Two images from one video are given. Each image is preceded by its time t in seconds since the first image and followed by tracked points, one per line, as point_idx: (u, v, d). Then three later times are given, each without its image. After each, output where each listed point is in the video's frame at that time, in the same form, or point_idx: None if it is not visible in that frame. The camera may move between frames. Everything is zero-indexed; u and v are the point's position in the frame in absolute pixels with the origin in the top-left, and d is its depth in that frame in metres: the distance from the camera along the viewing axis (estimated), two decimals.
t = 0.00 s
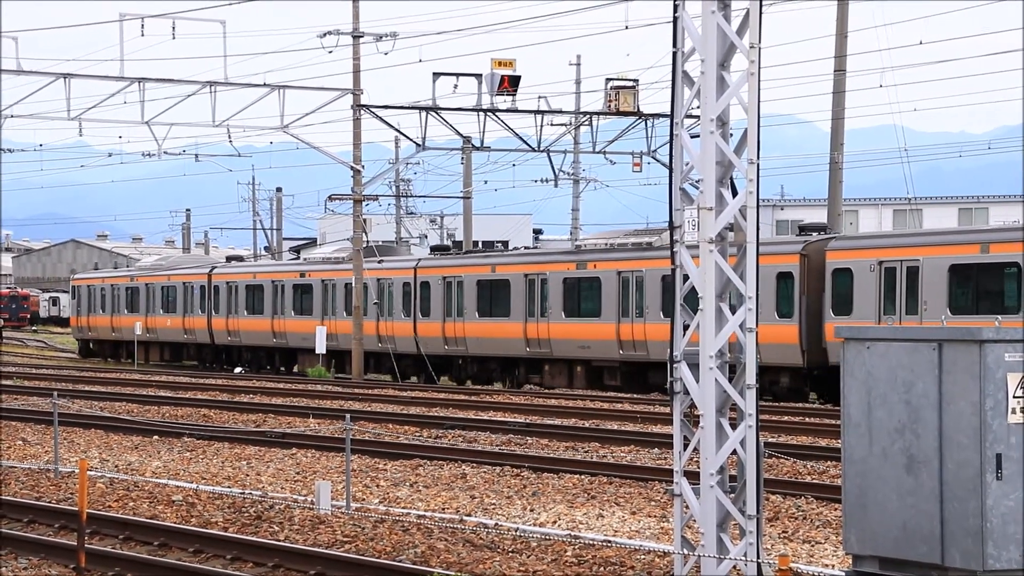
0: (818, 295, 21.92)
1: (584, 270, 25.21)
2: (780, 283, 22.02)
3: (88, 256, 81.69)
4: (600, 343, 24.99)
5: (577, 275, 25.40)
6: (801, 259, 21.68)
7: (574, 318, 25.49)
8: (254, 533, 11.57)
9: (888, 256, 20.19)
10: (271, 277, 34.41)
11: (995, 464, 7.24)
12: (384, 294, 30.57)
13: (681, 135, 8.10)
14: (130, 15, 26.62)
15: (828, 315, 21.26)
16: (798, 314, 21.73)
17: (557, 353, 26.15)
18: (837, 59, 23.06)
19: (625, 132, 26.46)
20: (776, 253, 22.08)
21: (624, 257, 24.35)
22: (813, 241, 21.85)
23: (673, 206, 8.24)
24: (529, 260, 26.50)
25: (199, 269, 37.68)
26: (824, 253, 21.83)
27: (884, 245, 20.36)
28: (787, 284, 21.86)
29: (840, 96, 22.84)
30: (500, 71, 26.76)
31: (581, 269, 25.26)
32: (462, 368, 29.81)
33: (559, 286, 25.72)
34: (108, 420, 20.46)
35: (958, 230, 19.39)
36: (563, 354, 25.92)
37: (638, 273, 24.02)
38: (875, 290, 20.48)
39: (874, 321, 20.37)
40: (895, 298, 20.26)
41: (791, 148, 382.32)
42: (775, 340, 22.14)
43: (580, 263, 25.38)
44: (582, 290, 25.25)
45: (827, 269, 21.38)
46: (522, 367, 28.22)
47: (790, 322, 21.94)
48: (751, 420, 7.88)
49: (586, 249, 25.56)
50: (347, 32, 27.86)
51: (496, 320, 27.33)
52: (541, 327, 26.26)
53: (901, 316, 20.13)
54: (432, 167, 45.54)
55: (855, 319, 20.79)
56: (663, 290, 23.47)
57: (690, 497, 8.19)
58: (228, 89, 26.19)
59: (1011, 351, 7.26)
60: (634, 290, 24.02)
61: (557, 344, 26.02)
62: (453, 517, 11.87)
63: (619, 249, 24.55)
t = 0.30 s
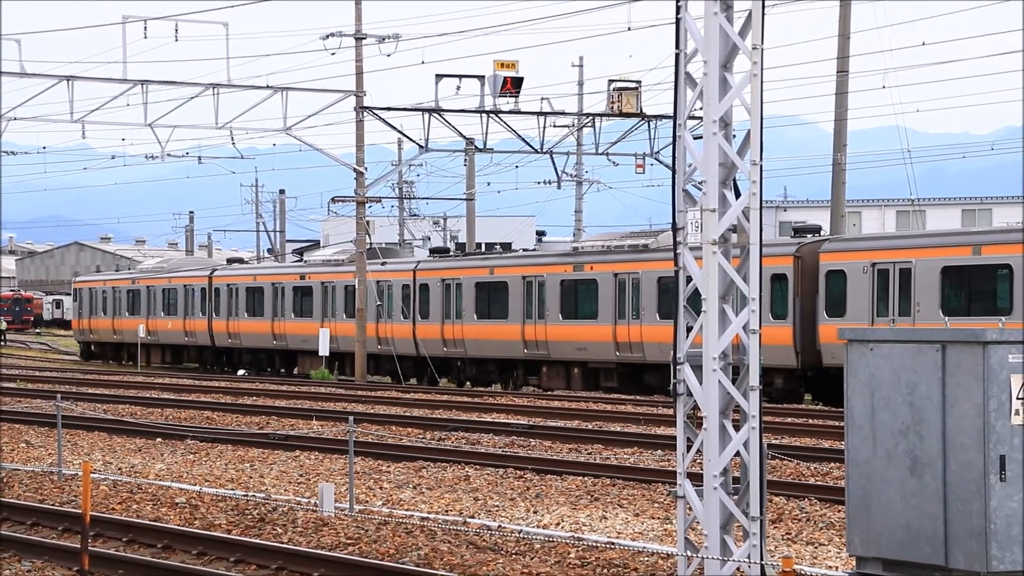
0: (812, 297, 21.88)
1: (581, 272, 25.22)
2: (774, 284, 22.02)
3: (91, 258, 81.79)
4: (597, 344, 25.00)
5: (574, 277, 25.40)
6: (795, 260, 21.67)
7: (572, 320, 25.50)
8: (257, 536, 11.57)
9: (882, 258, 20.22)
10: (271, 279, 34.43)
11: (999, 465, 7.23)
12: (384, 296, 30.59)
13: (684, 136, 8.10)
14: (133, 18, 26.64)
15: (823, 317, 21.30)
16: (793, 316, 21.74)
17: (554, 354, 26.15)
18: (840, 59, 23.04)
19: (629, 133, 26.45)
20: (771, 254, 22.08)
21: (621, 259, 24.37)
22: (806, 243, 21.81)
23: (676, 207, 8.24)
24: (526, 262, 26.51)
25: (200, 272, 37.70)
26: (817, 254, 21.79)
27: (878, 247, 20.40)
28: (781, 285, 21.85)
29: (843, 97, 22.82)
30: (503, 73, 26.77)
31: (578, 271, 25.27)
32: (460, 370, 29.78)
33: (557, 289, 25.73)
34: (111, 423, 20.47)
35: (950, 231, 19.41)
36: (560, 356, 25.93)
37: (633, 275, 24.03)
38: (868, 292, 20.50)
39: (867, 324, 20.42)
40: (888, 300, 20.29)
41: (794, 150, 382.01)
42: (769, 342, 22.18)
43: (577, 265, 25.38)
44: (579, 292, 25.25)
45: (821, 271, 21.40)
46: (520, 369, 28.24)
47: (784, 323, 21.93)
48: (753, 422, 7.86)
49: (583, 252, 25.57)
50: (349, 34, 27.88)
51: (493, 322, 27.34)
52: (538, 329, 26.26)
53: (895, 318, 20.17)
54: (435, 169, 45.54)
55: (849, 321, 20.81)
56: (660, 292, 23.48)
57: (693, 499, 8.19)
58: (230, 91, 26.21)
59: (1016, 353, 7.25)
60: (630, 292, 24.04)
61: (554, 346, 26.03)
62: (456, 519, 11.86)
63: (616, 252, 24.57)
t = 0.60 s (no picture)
0: (803, 300, 21.86)
1: (575, 275, 25.23)
2: (766, 288, 22.05)
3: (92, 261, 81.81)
4: (591, 347, 25.02)
5: (568, 280, 25.41)
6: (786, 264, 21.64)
7: (566, 322, 25.52)
8: (257, 539, 11.57)
9: (872, 261, 20.29)
10: (268, 282, 34.45)
11: (999, 468, 7.23)
12: (380, 299, 30.60)
13: (684, 139, 8.10)
14: (134, 21, 26.64)
15: (814, 320, 21.32)
16: (783, 319, 21.73)
17: (549, 357, 26.15)
18: (840, 62, 23.04)
19: (629, 136, 26.45)
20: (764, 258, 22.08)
21: (615, 262, 24.41)
22: (798, 246, 21.91)
23: (677, 210, 8.24)
24: (521, 265, 26.52)
25: (198, 274, 37.69)
26: (809, 258, 21.86)
27: (869, 250, 20.47)
28: (772, 288, 21.85)
29: (843, 100, 22.82)
30: (503, 75, 26.78)
31: (572, 274, 25.29)
32: (457, 373, 29.79)
33: (552, 291, 25.74)
34: (111, 426, 20.47)
35: (939, 234, 19.50)
36: (555, 358, 25.94)
37: (627, 278, 24.08)
38: (858, 295, 20.55)
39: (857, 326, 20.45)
40: (878, 303, 20.32)
41: (794, 152, 381.97)
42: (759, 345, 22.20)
43: (571, 268, 25.39)
44: (574, 295, 25.26)
45: (812, 273, 21.42)
46: (515, 372, 28.26)
47: (775, 326, 21.94)
48: (754, 425, 7.85)
49: (577, 254, 25.58)
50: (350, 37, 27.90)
51: (489, 324, 27.34)
52: (533, 331, 26.27)
53: (884, 321, 20.20)
54: (436, 172, 45.53)
55: (839, 324, 20.83)
56: (653, 295, 23.53)
57: (693, 502, 8.19)
58: (231, 94, 26.21)
59: (1015, 355, 7.25)
60: (623, 295, 24.08)
61: (549, 348, 26.04)
62: (456, 522, 11.86)
63: (610, 254, 24.61)
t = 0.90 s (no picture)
0: (790, 297, 21.86)
1: (566, 271, 25.24)
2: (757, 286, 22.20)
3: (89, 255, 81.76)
4: (581, 344, 25.04)
5: (559, 277, 25.41)
6: (774, 261, 21.73)
7: (556, 319, 25.54)
8: (252, 533, 11.57)
9: (859, 259, 20.32)
10: (262, 277, 34.44)
11: (994, 466, 7.24)
12: (373, 294, 30.58)
13: (681, 136, 8.10)
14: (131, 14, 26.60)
15: (801, 317, 21.37)
16: (771, 316, 21.82)
17: (540, 353, 26.17)
18: (837, 60, 23.06)
19: (626, 132, 26.45)
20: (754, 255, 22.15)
21: (605, 258, 24.44)
22: (786, 244, 21.93)
23: (673, 207, 8.24)
24: (513, 261, 26.51)
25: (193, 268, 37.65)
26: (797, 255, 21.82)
27: (856, 248, 20.50)
28: (761, 285, 21.95)
29: (840, 98, 22.83)
30: (501, 71, 26.77)
31: (562, 270, 25.29)
32: (450, 368, 29.81)
33: (542, 287, 25.75)
34: (107, 420, 20.45)
35: (926, 233, 19.53)
36: (546, 354, 25.95)
37: (618, 275, 24.11)
38: (845, 293, 20.60)
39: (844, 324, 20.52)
40: (865, 301, 20.37)
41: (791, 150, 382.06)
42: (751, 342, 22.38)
43: (562, 265, 25.39)
44: (564, 292, 25.26)
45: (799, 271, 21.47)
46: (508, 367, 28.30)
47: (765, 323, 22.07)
48: (750, 421, 7.86)
49: (568, 251, 25.58)
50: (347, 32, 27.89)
51: (481, 320, 27.35)
52: (524, 328, 26.28)
53: (871, 318, 20.25)
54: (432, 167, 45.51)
55: (827, 321, 20.89)
56: (643, 292, 23.57)
57: (689, 498, 8.20)
58: (228, 88, 26.18)
59: (1012, 354, 7.26)
60: (614, 292, 24.11)
61: (539, 344, 26.05)
62: (452, 518, 11.87)
63: (600, 251, 24.63)
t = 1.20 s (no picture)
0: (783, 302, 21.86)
1: (562, 275, 25.23)
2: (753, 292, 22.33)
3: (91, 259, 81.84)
4: (577, 347, 25.04)
5: (556, 281, 25.40)
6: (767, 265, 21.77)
7: (552, 322, 25.54)
8: (254, 537, 11.57)
9: (851, 263, 20.29)
10: (261, 281, 34.46)
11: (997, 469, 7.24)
12: (371, 298, 30.58)
13: (683, 140, 8.10)
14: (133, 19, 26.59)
15: (794, 322, 21.32)
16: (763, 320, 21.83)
17: (537, 357, 26.15)
18: (838, 64, 23.06)
19: (627, 136, 26.45)
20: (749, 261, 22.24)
21: (600, 262, 24.45)
22: (779, 249, 21.97)
23: (675, 211, 8.23)
24: (510, 265, 26.49)
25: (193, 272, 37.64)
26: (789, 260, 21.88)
27: (848, 252, 20.47)
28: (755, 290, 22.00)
29: (841, 102, 22.83)
30: (502, 75, 26.78)
31: (559, 274, 25.29)
32: (448, 371, 29.81)
33: (538, 291, 25.74)
34: (109, 424, 20.47)
35: (918, 237, 19.58)
36: (543, 358, 25.94)
37: (613, 279, 24.12)
38: (838, 297, 20.57)
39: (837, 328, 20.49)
40: (857, 306, 20.36)
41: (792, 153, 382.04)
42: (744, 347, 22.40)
43: (558, 269, 25.39)
44: (561, 297, 25.26)
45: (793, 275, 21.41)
46: (505, 371, 28.29)
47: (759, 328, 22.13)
48: (752, 425, 7.85)
49: (564, 255, 25.57)
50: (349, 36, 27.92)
51: (479, 324, 27.34)
52: (521, 331, 26.26)
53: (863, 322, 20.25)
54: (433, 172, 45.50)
55: (820, 325, 20.87)
56: (639, 296, 23.58)
57: (691, 502, 8.19)
58: (229, 92, 26.19)
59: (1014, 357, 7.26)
60: (610, 296, 24.12)
61: (536, 348, 26.05)
62: (453, 522, 11.86)
63: (596, 255, 24.63)
